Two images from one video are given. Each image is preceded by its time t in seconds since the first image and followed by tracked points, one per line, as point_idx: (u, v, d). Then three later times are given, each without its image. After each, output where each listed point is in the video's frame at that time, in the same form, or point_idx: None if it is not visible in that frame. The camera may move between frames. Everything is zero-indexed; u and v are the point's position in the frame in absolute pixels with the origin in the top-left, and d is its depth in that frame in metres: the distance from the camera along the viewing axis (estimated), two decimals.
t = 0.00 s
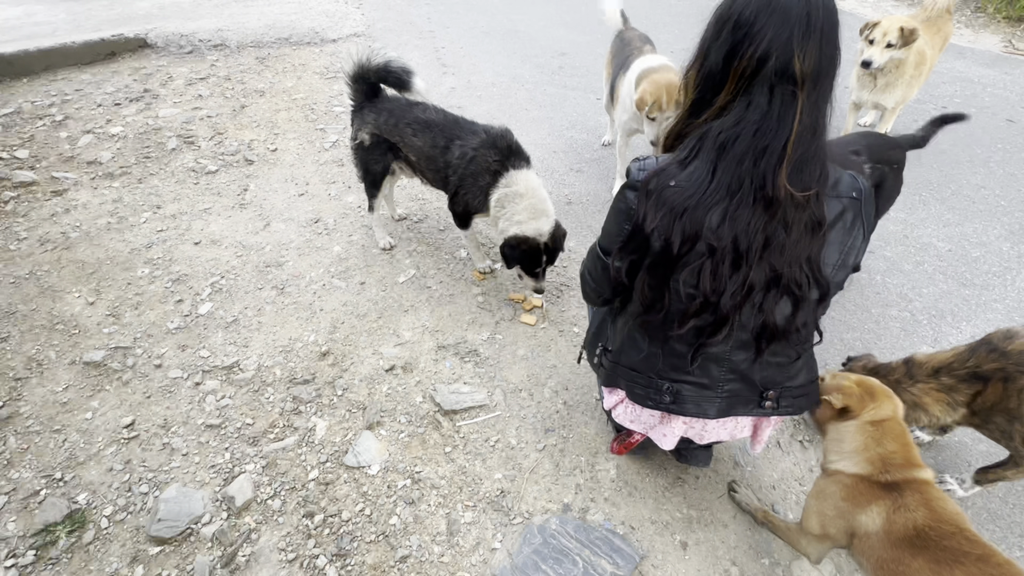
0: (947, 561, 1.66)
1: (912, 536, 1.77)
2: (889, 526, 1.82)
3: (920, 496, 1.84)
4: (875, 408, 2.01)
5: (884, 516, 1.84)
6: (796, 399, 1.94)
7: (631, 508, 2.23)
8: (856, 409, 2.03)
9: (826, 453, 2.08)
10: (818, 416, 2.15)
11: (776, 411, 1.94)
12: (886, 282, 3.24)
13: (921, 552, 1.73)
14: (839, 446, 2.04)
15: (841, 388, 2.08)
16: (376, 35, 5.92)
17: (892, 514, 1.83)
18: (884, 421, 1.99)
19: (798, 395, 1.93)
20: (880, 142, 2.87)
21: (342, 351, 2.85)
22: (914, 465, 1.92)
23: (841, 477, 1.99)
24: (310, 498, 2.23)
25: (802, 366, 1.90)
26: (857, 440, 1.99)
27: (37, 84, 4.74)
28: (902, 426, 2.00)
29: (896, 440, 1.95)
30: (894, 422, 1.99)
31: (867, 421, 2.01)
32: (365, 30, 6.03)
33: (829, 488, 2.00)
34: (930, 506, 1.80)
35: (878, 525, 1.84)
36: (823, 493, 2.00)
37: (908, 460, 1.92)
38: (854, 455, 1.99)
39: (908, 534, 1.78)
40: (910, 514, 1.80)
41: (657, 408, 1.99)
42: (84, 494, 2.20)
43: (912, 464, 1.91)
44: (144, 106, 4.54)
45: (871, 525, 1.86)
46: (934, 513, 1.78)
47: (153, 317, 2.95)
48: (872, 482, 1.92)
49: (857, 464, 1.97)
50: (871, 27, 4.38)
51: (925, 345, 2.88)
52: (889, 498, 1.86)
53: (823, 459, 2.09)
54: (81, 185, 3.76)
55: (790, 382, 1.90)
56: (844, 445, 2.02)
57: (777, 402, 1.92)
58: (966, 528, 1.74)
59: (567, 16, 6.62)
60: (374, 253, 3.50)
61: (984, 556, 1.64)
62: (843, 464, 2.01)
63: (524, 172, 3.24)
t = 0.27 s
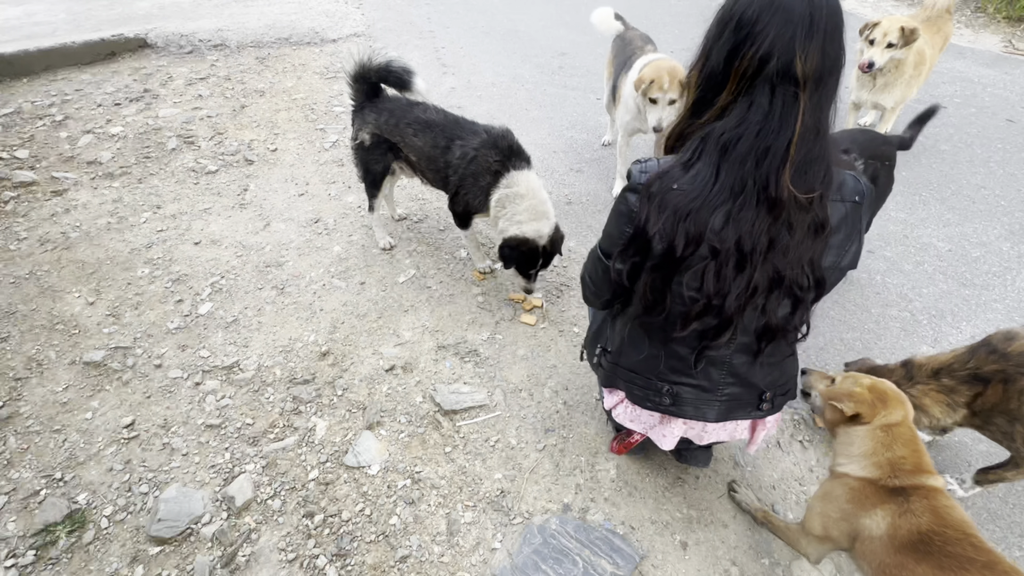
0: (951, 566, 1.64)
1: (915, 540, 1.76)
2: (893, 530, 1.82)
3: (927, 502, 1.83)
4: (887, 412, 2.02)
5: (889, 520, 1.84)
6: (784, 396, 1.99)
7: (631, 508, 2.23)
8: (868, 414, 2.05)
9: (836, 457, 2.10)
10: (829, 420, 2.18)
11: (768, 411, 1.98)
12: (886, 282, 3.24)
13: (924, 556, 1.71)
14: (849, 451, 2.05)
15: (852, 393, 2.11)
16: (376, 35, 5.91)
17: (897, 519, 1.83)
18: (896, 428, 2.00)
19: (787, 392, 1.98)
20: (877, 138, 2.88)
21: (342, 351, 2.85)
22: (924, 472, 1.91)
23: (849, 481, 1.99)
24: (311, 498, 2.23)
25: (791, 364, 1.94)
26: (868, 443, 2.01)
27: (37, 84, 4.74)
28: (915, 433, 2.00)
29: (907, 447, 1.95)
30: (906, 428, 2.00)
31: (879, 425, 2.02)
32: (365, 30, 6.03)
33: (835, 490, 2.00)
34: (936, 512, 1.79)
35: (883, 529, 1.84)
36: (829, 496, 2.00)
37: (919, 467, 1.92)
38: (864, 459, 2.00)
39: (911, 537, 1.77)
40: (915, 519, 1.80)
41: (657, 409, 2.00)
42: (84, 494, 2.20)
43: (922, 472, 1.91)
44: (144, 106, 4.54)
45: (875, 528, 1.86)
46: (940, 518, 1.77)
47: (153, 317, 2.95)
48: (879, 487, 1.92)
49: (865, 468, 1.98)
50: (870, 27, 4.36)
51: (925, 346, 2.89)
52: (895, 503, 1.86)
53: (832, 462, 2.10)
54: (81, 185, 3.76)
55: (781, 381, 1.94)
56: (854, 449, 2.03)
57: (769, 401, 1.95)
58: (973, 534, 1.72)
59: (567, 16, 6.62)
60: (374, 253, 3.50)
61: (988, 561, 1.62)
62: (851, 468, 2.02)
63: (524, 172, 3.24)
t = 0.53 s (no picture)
0: (956, 567, 1.64)
1: (919, 541, 1.76)
2: (897, 531, 1.82)
3: (933, 504, 1.83)
4: (893, 413, 2.00)
5: (894, 521, 1.84)
6: (787, 395, 1.98)
7: (631, 508, 2.23)
8: (873, 415, 2.03)
9: (840, 457, 2.08)
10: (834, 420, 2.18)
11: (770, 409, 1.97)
12: (886, 282, 3.24)
13: (929, 557, 1.72)
14: (853, 451, 2.04)
15: (856, 395, 2.07)
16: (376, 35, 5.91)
17: (902, 520, 1.83)
18: (902, 429, 1.99)
19: (790, 391, 1.97)
20: (880, 136, 2.87)
21: (342, 351, 2.85)
22: (931, 474, 1.90)
23: (853, 481, 1.99)
24: (311, 498, 2.23)
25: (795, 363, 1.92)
26: (873, 444, 1.99)
27: (37, 84, 4.74)
28: (921, 434, 1.99)
29: (913, 448, 1.95)
30: (912, 429, 1.99)
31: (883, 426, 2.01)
32: (365, 30, 6.03)
33: (840, 490, 1.99)
34: (943, 514, 1.79)
35: (887, 530, 1.84)
36: (833, 497, 2.00)
37: (926, 468, 1.92)
38: (869, 460, 1.99)
39: (916, 539, 1.77)
40: (920, 520, 1.79)
41: (657, 409, 1.99)
42: (83, 493, 2.20)
43: (928, 473, 1.91)
44: (144, 106, 4.54)
45: (879, 529, 1.86)
46: (946, 520, 1.77)
47: (153, 317, 2.95)
48: (884, 488, 1.92)
49: (870, 469, 1.97)
50: (870, 26, 4.37)
51: (925, 345, 2.89)
52: (900, 504, 1.86)
53: (836, 463, 2.08)
54: (81, 185, 3.76)
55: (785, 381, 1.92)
56: (859, 449, 2.02)
57: (772, 400, 1.94)
58: (979, 537, 1.72)
59: (567, 16, 6.62)
60: (374, 253, 3.50)
61: (993, 562, 1.62)
62: (856, 468, 2.01)
63: (524, 174, 3.24)
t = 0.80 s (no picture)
0: (960, 565, 1.66)
1: (923, 540, 1.77)
2: (901, 530, 1.83)
3: (938, 503, 1.83)
4: (899, 414, 1.98)
5: (898, 520, 1.85)
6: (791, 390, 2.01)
7: (631, 508, 2.23)
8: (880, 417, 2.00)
9: (844, 455, 2.07)
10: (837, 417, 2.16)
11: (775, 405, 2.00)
12: (886, 282, 3.24)
13: (932, 555, 1.73)
14: (858, 450, 2.03)
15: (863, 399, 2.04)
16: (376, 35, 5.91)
17: (906, 518, 1.84)
18: (908, 429, 1.97)
19: (794, 383, 2.00)
20: (881, 139, 2.85)
21: (342, 351, 2.85)
22: (937, 474, 1.90)
23: (857, 480, 1.98)
24: (311, 498, 2.23)
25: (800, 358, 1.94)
26: (878, 443, 1.98)
27: (36, 84, 4.74)
28: (927, 433, 1.98)
29: (919, 448, 1.94)
30: (918, 429, 1.97)
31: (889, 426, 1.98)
32: (365, 30, 6.03)
33: (844, 488, 1.99)
34: (947, 513, 1.80)
35: (890, 527, 1.85)
36: (836, 493, 2.00)
37: (931, 468, 1.91)
38: (874, 459, 1.98)
39: (920, 537, 1.78)
40: (925, 519, 1.80)
41: (665, 411, 2.01)
42: (83, 493, 2.20)
43: (933, 472, 1.90)
44: (144, 106, 4.54)
45: (883, 527, 1.86)
46: (950, 518, 1.78)
47: (153, 317, 2.95)
48: (889, 487, 1.92)
49: (875, 468, 1.97)
50: (870, 26, 4.38)
51: (925, 345, 2.89)
52: (905, 503, 1.87)
53: (840, 460, 2.08)
54: (81, 185, 3.76)
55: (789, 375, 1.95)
56: (864, 448, 2.01)
57: (778, 396, 1.97)
58: (983, 536, 1.72)
59: (567, 17, 6.62)
60: (374, 253, 3.50)
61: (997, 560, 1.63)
62: (860, 466, 2.01)
63: (524, 175, 3.23)
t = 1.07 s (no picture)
0: (961, 568, 1.66)
1: (926, 542, 1.78)
2: (905, 532, 1.83)
3: (941, 506, 1.83)
4: (903, 417, 1.92)
5: (901, 522, 1.85)
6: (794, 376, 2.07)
7: (631, 508, 2.23)
8: (884, 423, 1.93)
9: (846, 455, 2.05)
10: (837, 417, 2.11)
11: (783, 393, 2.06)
12: (886, 282, 3.24)
13: (933, 557, 1.74)
14: (861, 451, 1.99)
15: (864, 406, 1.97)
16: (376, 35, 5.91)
17: (909, 519, 1.84)
18: (911, 431, 1.92)
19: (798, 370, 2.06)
20: (877, 142, 2.83)
21: (342, 351, 2.85)
22: (940, 475, 1.88)
23: (860, 481, 1.96)
24: (310, 498, 2.23)
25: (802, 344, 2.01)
26: (881, 445, 1.94)
27: (37, 84, 4.73)
28: (930, 432, 1.94)
29: (922, 451, 1.90)
30: (920, 429, 1.92)
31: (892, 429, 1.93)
32: (366, 30, 6.03)
33: (846, 488, 1.98)
34: (950, 515, 1.79)
35: (893, 529, 1.86)
36: (839, 493, 1.99)
37: (935, 469, 1.89)
38: (876, 460, 1.95)
39: (923, 540, 1.79)
40: (928, 522, 1.80)
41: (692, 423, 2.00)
42: (84, 493, 2.20)
43: (938, 474, 1.88)
44: (144, 106, 4.54)
45: (886, 528, 1.87)
46: (953, 520, 1.78)
47: (153, 317, 2.95)
48: (892, 489, 1.91)
49: (878, 470, 1.94)
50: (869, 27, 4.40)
51: (925, 345, 2.89)
52: (909, 505, 1.87)
53: (842, 460, 2.05)
54: (81, 185, 3.76)
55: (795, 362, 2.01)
56: (867, 449, 1.97)
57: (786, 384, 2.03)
58: (985, 537, 1.72)
59: (567, 16, 6.62)
60: (374, 253, 3.50)
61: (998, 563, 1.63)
62: (863, 467, 1.98)
63: (527, 178, 3.19)
